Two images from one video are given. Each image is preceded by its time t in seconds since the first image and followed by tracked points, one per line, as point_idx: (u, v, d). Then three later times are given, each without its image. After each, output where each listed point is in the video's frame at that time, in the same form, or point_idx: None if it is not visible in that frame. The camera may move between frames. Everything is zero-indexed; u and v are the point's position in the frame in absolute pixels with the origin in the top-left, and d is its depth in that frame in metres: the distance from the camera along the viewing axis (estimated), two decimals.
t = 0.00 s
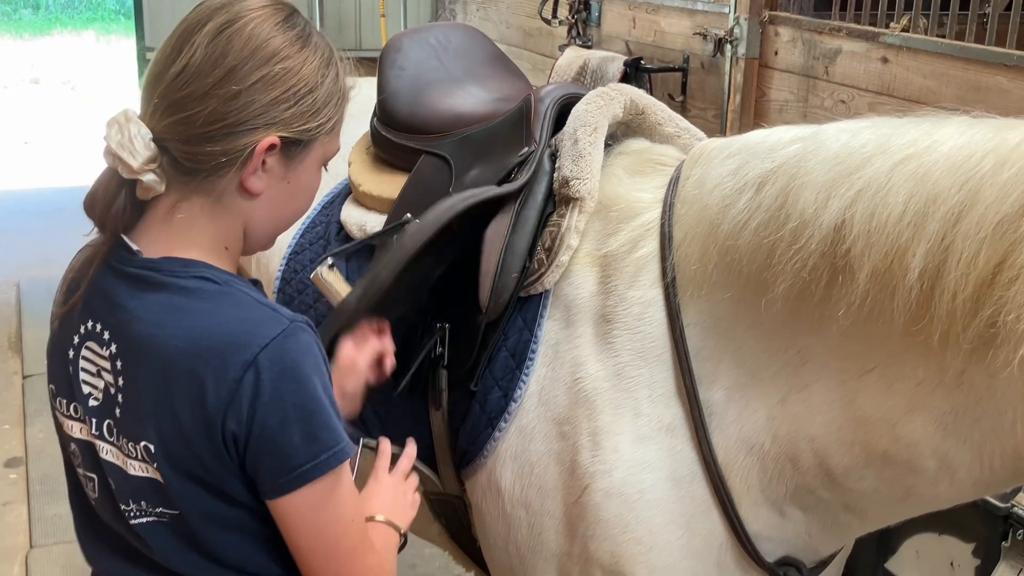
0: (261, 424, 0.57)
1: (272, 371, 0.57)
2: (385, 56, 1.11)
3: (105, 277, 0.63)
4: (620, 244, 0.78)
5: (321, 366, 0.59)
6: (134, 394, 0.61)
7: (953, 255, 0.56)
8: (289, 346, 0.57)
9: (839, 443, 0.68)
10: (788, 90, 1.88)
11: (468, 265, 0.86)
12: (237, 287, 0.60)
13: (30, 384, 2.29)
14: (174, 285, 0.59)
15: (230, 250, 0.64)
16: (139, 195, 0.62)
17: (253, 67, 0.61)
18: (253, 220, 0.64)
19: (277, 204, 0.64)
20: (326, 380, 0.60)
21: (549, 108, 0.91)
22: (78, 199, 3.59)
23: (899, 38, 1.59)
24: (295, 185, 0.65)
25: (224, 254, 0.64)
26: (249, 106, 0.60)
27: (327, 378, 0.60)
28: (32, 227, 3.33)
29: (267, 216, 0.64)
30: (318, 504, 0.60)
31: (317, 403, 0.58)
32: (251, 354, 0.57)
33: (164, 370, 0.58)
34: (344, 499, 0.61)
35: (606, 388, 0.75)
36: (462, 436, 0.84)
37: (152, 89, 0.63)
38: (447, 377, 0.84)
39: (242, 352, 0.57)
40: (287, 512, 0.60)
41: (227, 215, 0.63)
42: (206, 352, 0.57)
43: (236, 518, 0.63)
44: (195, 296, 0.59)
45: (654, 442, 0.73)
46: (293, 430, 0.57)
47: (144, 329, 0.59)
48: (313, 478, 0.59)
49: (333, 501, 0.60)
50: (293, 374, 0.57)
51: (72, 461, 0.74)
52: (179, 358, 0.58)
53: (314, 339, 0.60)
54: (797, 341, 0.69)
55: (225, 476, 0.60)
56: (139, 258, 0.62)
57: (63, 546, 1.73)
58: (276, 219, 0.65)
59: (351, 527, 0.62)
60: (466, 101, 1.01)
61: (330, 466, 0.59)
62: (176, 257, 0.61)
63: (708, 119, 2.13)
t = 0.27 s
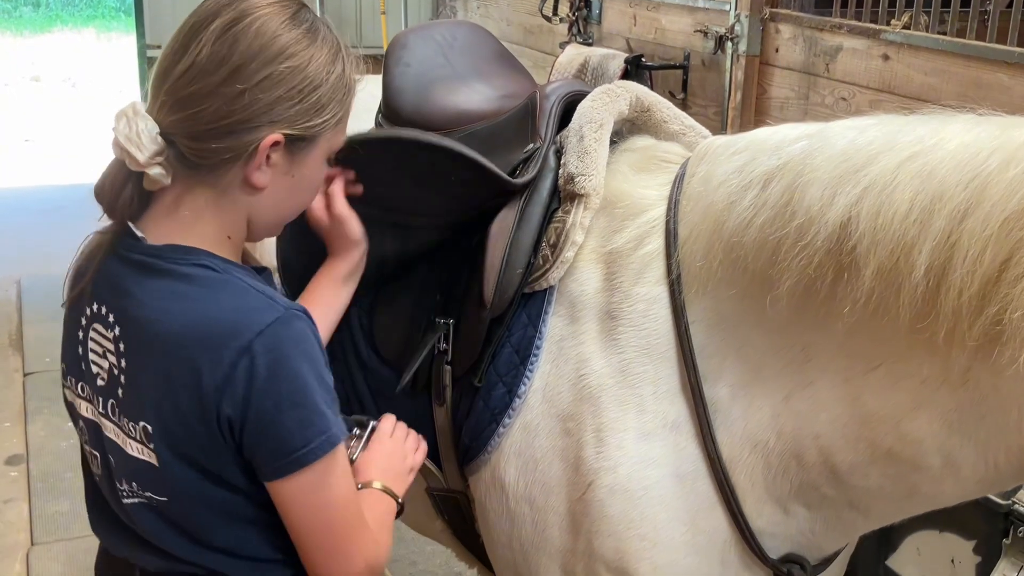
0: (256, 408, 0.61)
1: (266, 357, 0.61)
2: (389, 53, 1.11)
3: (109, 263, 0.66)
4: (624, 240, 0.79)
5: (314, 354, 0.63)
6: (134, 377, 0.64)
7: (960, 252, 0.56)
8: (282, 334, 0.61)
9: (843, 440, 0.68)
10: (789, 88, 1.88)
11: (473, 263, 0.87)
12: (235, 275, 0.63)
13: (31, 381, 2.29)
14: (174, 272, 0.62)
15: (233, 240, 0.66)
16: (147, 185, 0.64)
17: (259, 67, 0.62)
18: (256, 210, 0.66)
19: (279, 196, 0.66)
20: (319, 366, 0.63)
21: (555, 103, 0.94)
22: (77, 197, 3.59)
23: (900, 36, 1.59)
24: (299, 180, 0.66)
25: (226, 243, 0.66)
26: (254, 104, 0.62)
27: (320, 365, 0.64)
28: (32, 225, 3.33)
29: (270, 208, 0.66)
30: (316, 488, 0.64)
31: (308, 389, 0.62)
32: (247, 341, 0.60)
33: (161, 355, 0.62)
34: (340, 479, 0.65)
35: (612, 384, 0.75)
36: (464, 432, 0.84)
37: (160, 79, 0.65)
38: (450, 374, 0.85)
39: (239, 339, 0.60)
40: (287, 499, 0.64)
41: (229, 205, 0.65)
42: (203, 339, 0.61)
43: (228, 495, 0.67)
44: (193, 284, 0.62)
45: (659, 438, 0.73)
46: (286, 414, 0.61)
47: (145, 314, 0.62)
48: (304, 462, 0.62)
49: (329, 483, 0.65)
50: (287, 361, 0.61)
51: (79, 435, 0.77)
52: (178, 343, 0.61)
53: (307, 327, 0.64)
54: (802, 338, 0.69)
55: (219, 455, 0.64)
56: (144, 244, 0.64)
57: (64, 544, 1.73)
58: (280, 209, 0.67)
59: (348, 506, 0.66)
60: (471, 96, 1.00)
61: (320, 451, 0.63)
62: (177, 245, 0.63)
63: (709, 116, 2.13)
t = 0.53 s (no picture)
0: (178, 388, 0.63)
1: (190, 344, 0.63)
2: (394, 53, 1.11)
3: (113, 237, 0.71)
4: (629, 239, 0.79)
5: (244, 350, 0.64)
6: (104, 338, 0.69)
7: (962, 252, 0.56)
8: (211, 325, 0.63)
9: (846, 439, 0.68)
10: (789, 89, 1.89)
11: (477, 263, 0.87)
12: (196, 264, 0.65)
13: (31, 382, 2.29)
14: (143, 250, 0.66)
15: (220, 226, 0.68)
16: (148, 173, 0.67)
17: (246, 71, 0.63)
18: (245, 206, 0.67)
19: (269, 193, 0.67)
20: (254, 365, 0.65)
21: (560, 104, 0.97)
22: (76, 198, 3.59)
23: (899, 36, 1.59)
24: (291, 179, 0.67)
25: (213, 230, 0.68)
26: (237, 108, 0.63)
27: (258, 364, 0.65)
28: (31, 226, 3.33)
29: (260, 205, 0.67)
30: (246, 473, 0.65)
31: (230, 383, 0.63)
32: (175, 325, 0.63)
33: (116, 323, 0.66)
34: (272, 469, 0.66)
35: (615, 383, 0.75)
36: (468, 431, 0.84)
37: (166, 75, 0.67)
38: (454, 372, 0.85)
39: (169, 323, 0.63)
40: (219, 478, 0.66)
41: (217, 193, 0.67)
42: (145, 316, 0.64)
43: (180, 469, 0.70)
44: (153, 265, 0.65)
45: (661, 438, 0.73)
46: (204, 401, 0.63)
47: (117, 283, 0.67)
48: (221, 450, 0.64)
49: (259, 469, 0.66)
50: (209, 352, 0.63)
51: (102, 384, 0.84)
52: (127, 316, 0.65)
53: (247, 324, 0.65)
54: (805, 338, 0.69)
55: (162, 429, 0.67)
56: (140, 224, 0.68)
57: (64, 544, 1.73)
58: (277, 203, 0.68)
59: (276, 496, 0.67)
60: (476, 96, 1.00)
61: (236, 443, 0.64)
62: (157, 226, 0.67)
63: (709, 117, 2.14)
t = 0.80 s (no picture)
0: (132, 389, 0.70)
1: (141, 354, 0.69)
2: (399, 52, 1.10)
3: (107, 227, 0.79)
4: (633, 240, 0.79)
5: (192, 366, 0.70)
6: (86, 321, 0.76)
7: (962, 253, 0.56)
8: (163, 340, 0.69)
9: (848, 440, 0.68)
10: (789, 90, 1.89)
11: (480, 263, 0.87)
12: (163, 276, 0.72)
13: (31, 383, 2.29)
14: (125, 252, 0.74)
15: (209, 235, 0.75)
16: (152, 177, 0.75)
17: (245, 101, 0.70)
18: (234, 221, 0.74)
19: (259, 214, 0.74)
20: (201, 378, 0.70)
21: (566, 104, 0.97)
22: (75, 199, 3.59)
23: (899, 38, 1.59)
24: (279, 204, 0.74)
25: (204, 238, 0.75)
26: (232, 133, 0.70)
27: (205, 378, 0.71)
28: (30, 226, 3.32)
29: (248, 224, 0.74)
30: (198, 474, 0.72)
31: (177, 395, 0.69)
32: (130, 334, 0.69)
33: (93, 315, 0.73)
34: (225, 467, 0.72)
35: (618, 383, 0.75)
36: (471, 430, 0.85)
37: (178, 87, 0.74)
38: (457, 372, 0.85)
39: (127, 329, 0.69)
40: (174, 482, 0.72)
41: (212, 208, 0.74)
42: (110, 316, 0.71)
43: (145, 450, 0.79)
44: (128, 269, 0.72)
45: (664, 438, 0.74)
46: (151, 406, 0.70)
47: (100, 277, 0.74)
48: (165, 453, 0.70)
49: (213, 468, 0.72)
50: (158, 364, 0.69)
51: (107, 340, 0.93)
52: (100, 313, 0.72)
53: (198, 341, 0.71)
54: (806, 339, 0.69)
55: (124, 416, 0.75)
56: (131, 223, 0.76)
57: (64, 545, 1.73)
58: (266, 222, 0.75)
59: (229, 498, 0.73)
60: (480, 96, 1.01)
61: (174, 450, 0.70)
62: (143, 229, 0.75)
63: (709, 117, 2.14)
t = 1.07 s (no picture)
0: (124, 400, 0.71)
1: (133, 365, 0.69)
2: (401, 52, 1.10)
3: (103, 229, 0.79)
4: (637, 241, 0.79)
5: (183, 380, 0.70)
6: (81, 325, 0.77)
7: (964, 255, 0.56)
8: (156, 352, 0.69)
9: (851, 441, 0.68)
10: (790, 91, 1.89)
11: (484, 264, 0.87)
12: (159, 287, 0.72)
13: (32, 383, 2.29)
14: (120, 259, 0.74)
15: (204, 247, 0.76)
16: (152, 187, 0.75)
17: (243, 132, 0.70)
18: (229, 239, 0.75)
19: (252, 235, 0.75)
20: (194, 390, 0.71)
21: (570, 105, 0.96)
22: (74, 200, 3.59)
23: (900, 39, 1.60)
24: (273, 228, 0.74)
25: (199, 251, 0.76)
26: (230, 162, 0.70)
27: (198, 391, 0.71)
28: (29, 227, 3.33)
29: (242, 242, 0.75)
30: (191, 479, 0.72)
31: (169, 409, 0.70)
32: (123, 344, 0.69)
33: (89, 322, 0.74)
34: (217, 470, 0.73)
35: (623, 384, 0.75)
36: (475, 429, 0.85)
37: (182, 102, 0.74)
38: (461, 372, 0.85)
39: (120, 341, 0.70)
40: (167, 487, 0.72)
41: (207, 223, 0.75)
42: (104, 326, 0.71)
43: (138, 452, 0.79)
44: (123, 279, 0.73)
45: (668, 439, 0.74)
46: (142, 418, 0.70)
47: (95, 284, 0.75)
48: (156, 464, 0.71)
49: (205, 472, 0.72)
50: (150, 376, 0.69)
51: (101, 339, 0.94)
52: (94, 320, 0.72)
53: (191, 352, 0.71)
54: (810, 340, 0.69)
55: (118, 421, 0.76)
56: (126, 229, 0.76)
57: (65, 545, 1.73)
58: (259, 241, 0.75)
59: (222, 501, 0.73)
60: (484, 98, 1.01)
61: (165, 462, 0.70)
62: (137, 236, 0.75)
63: (710, 119, 2.14)
